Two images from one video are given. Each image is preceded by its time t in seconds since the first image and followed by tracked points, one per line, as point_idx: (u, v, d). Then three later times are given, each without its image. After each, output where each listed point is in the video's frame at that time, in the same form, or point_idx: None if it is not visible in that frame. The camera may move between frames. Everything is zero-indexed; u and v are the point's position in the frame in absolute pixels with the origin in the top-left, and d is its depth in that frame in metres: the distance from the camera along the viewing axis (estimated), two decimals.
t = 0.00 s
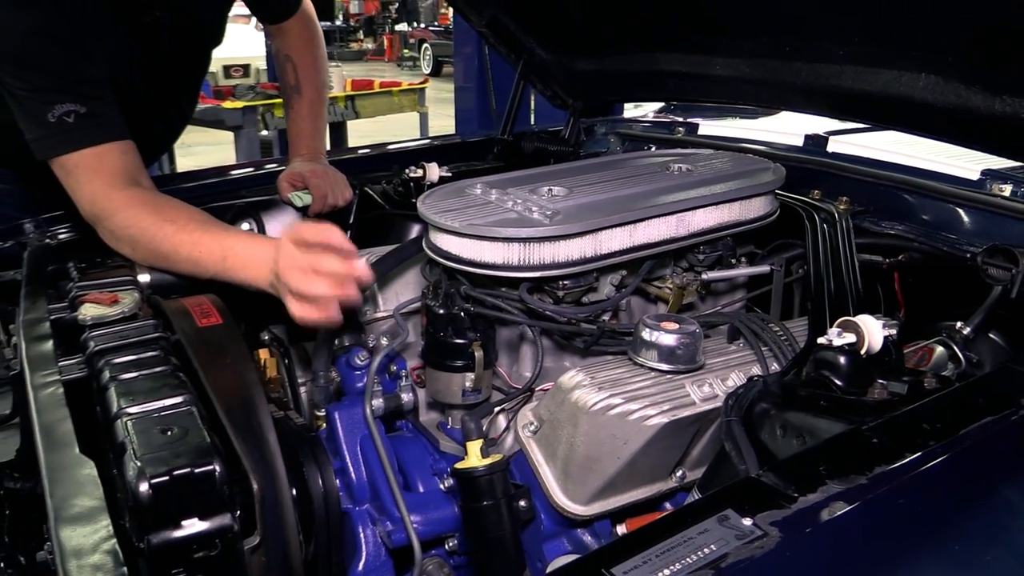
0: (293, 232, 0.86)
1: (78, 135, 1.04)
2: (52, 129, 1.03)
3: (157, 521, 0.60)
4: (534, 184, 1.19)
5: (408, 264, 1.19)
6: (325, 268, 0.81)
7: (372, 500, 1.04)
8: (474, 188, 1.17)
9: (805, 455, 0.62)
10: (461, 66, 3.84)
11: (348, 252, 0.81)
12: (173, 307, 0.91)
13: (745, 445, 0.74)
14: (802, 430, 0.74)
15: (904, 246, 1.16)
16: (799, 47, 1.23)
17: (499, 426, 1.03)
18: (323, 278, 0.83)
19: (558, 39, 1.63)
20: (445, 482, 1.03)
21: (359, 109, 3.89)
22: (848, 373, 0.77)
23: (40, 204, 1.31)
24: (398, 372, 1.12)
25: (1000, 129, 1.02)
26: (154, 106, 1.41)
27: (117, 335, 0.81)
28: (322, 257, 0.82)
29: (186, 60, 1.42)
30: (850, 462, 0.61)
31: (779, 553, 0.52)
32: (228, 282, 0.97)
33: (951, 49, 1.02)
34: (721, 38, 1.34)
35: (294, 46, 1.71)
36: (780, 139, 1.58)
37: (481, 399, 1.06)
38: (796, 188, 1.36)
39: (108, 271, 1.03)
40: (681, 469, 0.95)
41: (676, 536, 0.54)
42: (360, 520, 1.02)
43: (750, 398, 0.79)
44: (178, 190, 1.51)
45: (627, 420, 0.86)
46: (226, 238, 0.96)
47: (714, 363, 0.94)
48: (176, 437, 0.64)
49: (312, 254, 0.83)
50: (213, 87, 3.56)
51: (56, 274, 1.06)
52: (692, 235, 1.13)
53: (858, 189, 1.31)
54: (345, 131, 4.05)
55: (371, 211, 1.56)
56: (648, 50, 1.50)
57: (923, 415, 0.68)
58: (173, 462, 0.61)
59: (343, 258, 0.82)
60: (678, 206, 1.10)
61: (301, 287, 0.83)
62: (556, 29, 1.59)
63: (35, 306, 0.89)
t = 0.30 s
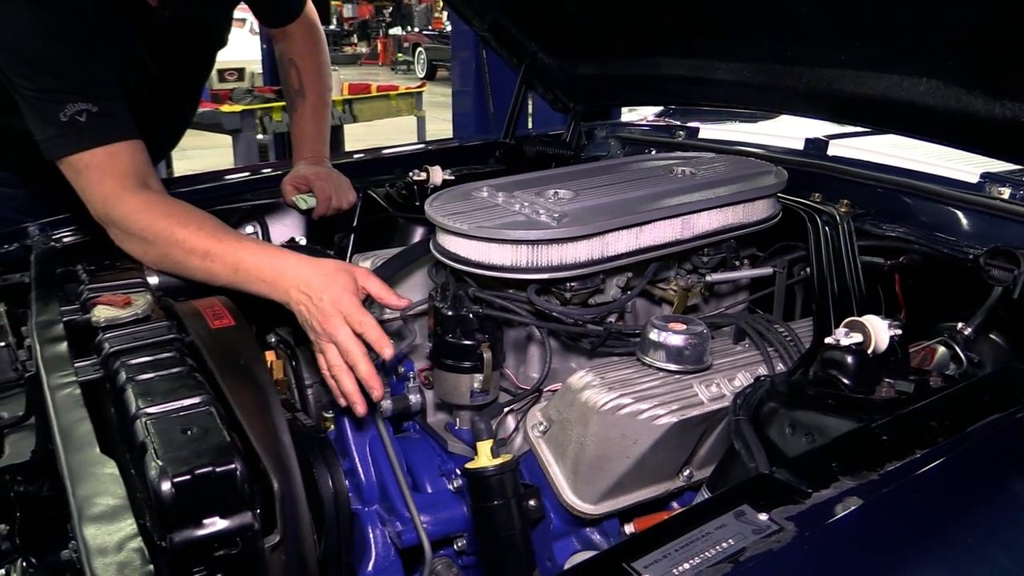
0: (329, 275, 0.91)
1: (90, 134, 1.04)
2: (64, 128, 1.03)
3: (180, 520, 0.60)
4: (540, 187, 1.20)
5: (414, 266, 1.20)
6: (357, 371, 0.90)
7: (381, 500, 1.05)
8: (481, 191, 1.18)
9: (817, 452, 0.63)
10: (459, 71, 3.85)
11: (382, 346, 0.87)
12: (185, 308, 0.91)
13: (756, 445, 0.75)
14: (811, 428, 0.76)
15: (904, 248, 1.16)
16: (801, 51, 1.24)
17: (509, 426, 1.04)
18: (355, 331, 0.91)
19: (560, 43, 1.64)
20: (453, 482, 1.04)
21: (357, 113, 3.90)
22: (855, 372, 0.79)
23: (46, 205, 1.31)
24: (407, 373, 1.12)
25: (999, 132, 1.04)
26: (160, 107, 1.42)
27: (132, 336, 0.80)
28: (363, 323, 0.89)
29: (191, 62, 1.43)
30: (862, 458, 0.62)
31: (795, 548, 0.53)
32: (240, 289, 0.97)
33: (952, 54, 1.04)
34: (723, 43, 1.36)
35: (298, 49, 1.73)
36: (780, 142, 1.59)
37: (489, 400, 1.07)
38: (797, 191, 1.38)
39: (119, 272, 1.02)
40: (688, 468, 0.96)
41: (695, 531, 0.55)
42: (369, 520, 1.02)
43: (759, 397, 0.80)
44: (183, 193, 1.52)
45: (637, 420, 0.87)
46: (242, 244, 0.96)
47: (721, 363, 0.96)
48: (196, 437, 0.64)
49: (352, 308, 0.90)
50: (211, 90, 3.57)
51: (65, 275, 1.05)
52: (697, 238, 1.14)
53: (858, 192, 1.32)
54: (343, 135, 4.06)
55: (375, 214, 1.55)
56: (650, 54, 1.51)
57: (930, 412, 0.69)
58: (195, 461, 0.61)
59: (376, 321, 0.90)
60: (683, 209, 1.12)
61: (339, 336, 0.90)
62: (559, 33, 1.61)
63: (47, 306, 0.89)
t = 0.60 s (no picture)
0: (340, 284, 0.92)
1: (96, 138, 1.04)
2: (71, 131, 1.03)
3: (203, 520, 0.60)
4: (544, 187, 1.21)
5: (420, 267, 1.20)
6: (366, 380, 0.91)
7: (392, 500, 1.05)
8: (486, 192, 1.19)
9: (832, 444, 0.64)
10: (453, 74, 3.86)
11: (392, 357, 0.89)
12: (196, 311, 0.91)
13: (767, 439, 0.76)
14: (822, 422, 0.76)
15: (905, 244, 1.17)
16: (801, 50, 1.26)
17: (518, 425, 1.05)
18: (365, 340, 0.92)
19: (560, 44, 1.65)
20: (463, 481, 1.05)
21: (352, 117, 3.91)
22: (864, 366, 0.80)
23: (51, 209, 1.31)
24: (415, 374, 1.13)
25: (999, 128, 1.05)
26: (163, 110, 1.42)
27: (146, 339, 0.80)
28: (374, 335, 0.90)
29: (195, 66, 1.44)
30: (876, 450, 0.63)
31: (815, 539, 0.54)
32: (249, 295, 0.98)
33: (952, 52, 1.05)
34: (723, 42, 1.37)
35: (298, 53, 1.73)
36: (779, 141, 1.61)
37: (497, 399, 1.07)
38: (798, 188, 1.39)
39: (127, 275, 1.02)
40: (697, 464, 0.97)
41: (715, 523, 0.56)
42: (380, 520, 1.02)
43: (769, 392, 0.81)
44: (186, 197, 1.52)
45: (647, 416, 0.88)
46: (251, 250, 0.96)
47: (729, 360, 0.97)
48: (216, 436, 0.64)
49: (362, 318, 0.91)
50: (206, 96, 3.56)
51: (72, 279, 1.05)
52: (701, 236, 1.15)
53: (859, 190, 1.33)
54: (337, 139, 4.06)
55: (377, 216, 1.56)
56: (650, 55, 1.52)
57: (939, 404, 0.70)
58: (216, 461, 0.61)
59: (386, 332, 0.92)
60: (687, 208, 1.13)
61: (348, 343, 0.91)
62: (559, 35, 1.62)
63: (59, 310, 0.89)
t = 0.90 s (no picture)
0: (344, 284, 0.92)
1: (99, 137, 1.04)
2: (74, 129, 1.03)
3: (215, 516, 0.60)
4: (545, 187, 1.22)
5: (420, 266, 1.21)
6: (369, 378, 0.91)
7: (393, 498, 1.06)
8: (487, 191, 1.19)
9: (836, 439, 0.65)
10: (448, 74, 3.85)
11: (395, 356, 0.89)
12: (200, 308, 0.91)
13: (770, 435, 0.77)
14: (825, 419, 0.78)
15: (901, 243, 1.18)
16: (798, 51, 1.27)
17: (520, 423, 1.05)
18: (368, 339, 0.91)
19: (558, 45, 1.66)
20: (465, 478, 1.05)
21: (345, 117, 3.91)
22: (865, 363, 0.81)
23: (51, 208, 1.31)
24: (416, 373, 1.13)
25: (995, 129, 1.06)
26: (163, 108, 1.42)
27: (152, 337, 0.80)
28: (378, 335, 0.90)
29: (195, 65, 1.44)
30: (880, 445, 0.64)
31: (823, 532, 0.55)
32: (251, 294, 0.97)
33: (948, 54, 1.06)
34: (721, 43, 1.38)
35: (298, 53, 1.73)
36: (776, 142, 1.62)
37: (498, 397, 1.07)
38: (794, 189, 1.40)
39: (130, 274, 1.02)
40: (698, 461, 0.98)
41: (724, 516, 0.56)
42: (382, 517, 1.03)
43: (771, 389, 0.82)
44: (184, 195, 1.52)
45: (650, 413, 0.88)
46: (254, 249, 0.96)
47: (730, 357, 0.97)
48: (226, 432, 0.64)
49: (365, 318, 0.90)
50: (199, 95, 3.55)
51: (73, 278, 1.05)
52: (701, 236, 1.16)
53: (856, 190, 1.34)
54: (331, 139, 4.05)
55: (376, 215, 1.56)
56: (647, 55, 1.53)
57: (941, 400, 0.71)
58: (228, 457, 0.61)
59: (389, 331, 0.91)
60: (687, 207, 1.14)
61: (352, 344, 0.91)
62: (557, 35, 1.62)
63: (62, 308, 0.89)
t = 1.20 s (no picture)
0: (340, 263, 0.89)
1: (97, 131, 1.04)
2: (73, 122, 1.03)
3: (219, 508, 0.60)
4: (540, 184, 1.23)
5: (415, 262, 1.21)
6: (367, 346, 0.84)
7: (389, 494, 1.06)
8: (482, 189, 1.20)
9: (832, 434, 0.66)
10: (438, 72, 3.84)
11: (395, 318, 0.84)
12: (197, 304, 0.91)
13: (766, 430, 0.78)
14: (820, 414, 0.79)
15: (892, 242, 1.19)
16: (791, 52, 1.28)
17: (516, 419, 1.07)
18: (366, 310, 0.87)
19: (552, 43, 1.67)
20: (460, 474, 1.06)
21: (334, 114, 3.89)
22: (859, 360, 0.82)
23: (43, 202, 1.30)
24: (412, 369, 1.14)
25: (984, 130, 1.08)
26: (162, 104, 1.41)
27: (151, 332, 0.80)
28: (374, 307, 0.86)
29: (197, 62, 1.43)
30: (876, 440, 0.65)
31: (822, 523, 0.56)
32: (247, 284, 0.95)
33: (939, 56, 1.08)
34: (715, 44, 1.39)
35: (293, 50, 1.73)
36: (767, 142, 1.63)
37: (494, 393, 1.08)
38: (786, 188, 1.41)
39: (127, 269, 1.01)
40: (691, 457, 0.99)
41: (725, 508, 0.57)
42: (378, 512, 1.02)
43: (765, 386, 0.83)
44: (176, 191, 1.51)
45: (647, 409, 0.89)
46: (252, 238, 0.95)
47: (724, 354, 0.99)
48: (228, 426, 0.64)
49: (362, 286, 0.87)
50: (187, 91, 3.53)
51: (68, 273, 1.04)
52: (694, 234, 1.17)
53: (846, 190, 1.36)
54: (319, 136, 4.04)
55: (369, 213, 1.56)
56: (641, 55, 1.54)
57: (934, 396, 0.72)
58: (231, 451, 0.61)
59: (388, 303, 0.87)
60: (681, 205, 1.15)
61: (348, 315, 0.86)
62: (551, 34, 1.63)
63: (58, 302, 0.89)
